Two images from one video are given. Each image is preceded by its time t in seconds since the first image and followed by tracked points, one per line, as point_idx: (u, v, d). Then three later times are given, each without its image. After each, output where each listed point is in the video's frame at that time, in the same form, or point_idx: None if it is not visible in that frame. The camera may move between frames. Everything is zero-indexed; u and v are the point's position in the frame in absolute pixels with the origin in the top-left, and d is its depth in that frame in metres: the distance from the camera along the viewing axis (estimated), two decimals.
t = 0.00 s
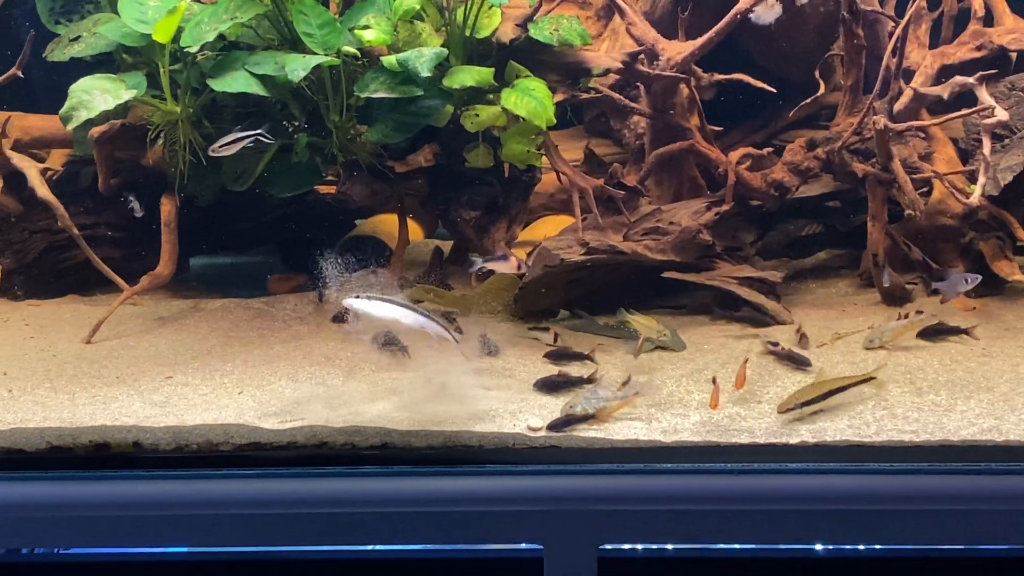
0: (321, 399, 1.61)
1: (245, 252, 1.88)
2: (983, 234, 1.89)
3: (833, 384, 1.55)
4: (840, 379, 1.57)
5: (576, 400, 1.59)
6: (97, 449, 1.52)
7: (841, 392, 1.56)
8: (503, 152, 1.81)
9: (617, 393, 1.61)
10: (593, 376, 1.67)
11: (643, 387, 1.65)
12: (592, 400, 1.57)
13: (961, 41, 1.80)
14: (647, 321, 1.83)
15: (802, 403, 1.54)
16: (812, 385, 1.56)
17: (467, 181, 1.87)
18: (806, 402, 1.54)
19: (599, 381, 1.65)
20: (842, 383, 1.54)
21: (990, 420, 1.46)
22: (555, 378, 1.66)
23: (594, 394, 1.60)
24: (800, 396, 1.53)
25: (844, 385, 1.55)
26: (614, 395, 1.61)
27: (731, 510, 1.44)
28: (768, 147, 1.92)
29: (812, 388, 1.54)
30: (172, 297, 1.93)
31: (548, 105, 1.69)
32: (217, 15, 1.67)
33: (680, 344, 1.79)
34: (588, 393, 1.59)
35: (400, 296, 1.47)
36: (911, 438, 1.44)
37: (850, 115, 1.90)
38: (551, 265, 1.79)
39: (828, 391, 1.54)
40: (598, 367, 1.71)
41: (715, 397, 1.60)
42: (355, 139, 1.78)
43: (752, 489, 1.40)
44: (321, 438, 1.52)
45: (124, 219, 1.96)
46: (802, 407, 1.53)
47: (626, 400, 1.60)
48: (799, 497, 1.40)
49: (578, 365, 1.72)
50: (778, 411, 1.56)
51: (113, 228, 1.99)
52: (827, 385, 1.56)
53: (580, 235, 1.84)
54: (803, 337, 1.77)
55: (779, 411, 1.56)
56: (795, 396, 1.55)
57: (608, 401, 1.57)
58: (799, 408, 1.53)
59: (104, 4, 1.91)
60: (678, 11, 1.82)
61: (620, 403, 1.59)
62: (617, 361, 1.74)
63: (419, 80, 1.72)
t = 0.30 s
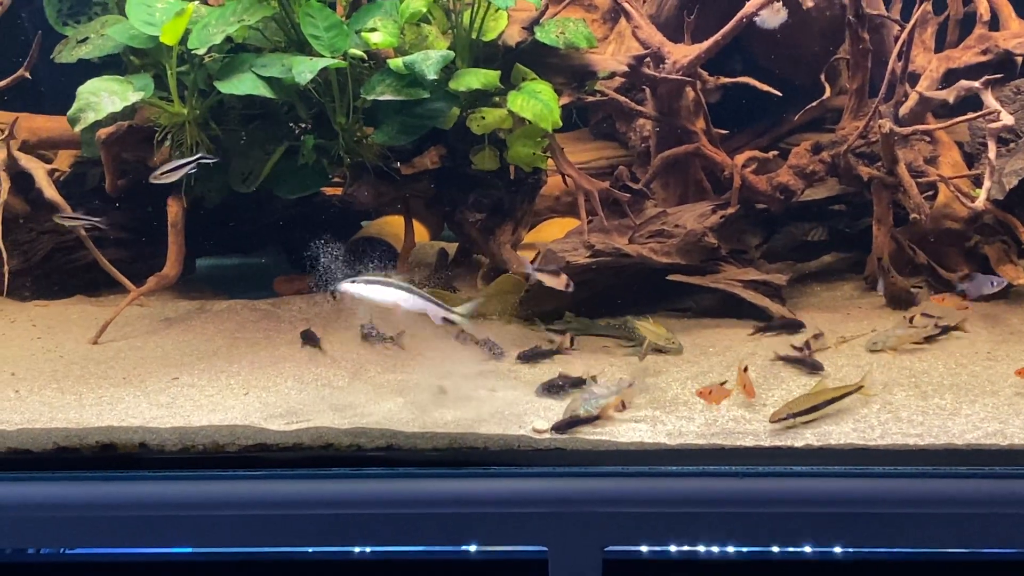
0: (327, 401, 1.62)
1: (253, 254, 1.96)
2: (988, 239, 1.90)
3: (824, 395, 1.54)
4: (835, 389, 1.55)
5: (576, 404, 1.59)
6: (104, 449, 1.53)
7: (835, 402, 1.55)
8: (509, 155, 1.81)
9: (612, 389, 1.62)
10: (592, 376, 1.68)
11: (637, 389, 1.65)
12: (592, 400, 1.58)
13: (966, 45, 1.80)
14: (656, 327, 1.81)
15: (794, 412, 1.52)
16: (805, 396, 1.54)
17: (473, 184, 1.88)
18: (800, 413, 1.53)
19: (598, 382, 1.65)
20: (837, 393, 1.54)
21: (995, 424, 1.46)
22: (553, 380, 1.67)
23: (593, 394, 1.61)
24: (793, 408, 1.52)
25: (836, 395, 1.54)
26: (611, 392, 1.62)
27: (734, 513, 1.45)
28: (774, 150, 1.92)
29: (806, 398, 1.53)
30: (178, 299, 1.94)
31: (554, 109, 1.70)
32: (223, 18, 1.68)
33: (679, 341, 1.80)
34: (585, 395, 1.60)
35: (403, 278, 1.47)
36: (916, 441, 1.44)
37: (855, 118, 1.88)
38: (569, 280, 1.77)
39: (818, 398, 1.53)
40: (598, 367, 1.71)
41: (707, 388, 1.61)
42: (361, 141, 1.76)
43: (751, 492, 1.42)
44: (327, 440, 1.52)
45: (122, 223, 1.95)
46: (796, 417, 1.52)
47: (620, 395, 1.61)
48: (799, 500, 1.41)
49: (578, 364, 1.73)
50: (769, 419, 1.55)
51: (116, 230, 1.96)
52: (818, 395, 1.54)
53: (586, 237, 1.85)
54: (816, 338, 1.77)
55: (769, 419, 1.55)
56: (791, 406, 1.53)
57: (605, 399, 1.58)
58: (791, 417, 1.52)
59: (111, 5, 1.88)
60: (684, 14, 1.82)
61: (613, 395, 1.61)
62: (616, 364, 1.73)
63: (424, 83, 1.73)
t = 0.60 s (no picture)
0: (329, 404, 1.62)
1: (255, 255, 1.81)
2: (990, 243, 1.86)
3: (824, 399, 1.54)
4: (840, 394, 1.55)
5: (578, 409, 1.59)
6: (106, 451, 1.55)
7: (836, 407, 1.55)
8: (512, 158, 1.82)
9: (613, 394, 1.62)
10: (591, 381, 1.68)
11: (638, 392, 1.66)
12: (595, 407, 1.58)
13: (969, 50, 1.79)
14: (667, 342, 1.79)
15: (795, 417, 1.52)
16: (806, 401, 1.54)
17: (476, 187, 1.88)
18: (800, 418, 1.52)
19: (598, 386, 1.65)
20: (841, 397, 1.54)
21: (997, 428, 1.47)
22: (551, 385, 1.67)
23: (594, 400, 1.61)
24: (794, 413, 1.52)
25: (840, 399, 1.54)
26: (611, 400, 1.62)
27: (735, 517, 1.45)
28: (777, 155, 1.88)
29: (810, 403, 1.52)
30: (182, 300, 1.91)
31: (558, 112, 1.70)
32: (227, 21, 1.69)
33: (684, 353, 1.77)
34: (587, 401, 1.60)
35: (344, 256, 1.52)
36: (917, 446, 1.45)
37: (857, 123, 1.86)
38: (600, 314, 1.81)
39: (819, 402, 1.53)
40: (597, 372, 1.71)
41: (699, 380, 1.62)
42: (365, 143, 1.79)
43: (752, 497, 1.43)
44: (329, 442, 1.53)
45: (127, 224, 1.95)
46: (796, 421, 1.52)
47: (619, 399, 1.62)
48: (799, 503, 1.42)
49: (579, 367, 1.73)
50: (770, 425, 1.55)
51: (121, 232, 1.96)
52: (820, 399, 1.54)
53: (588, 241, 1.85)
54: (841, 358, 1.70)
55: (770, 425, 1.55)
56: (790, 411, 1.53)
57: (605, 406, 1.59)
58: (792, 422, 1.52)
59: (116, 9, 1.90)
60: (685, 18, 1.78)
61: (612, 403, 1.61)
62: (615, 369, 1.73)
63: (428, 86, 1.73)
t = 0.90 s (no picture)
0: (334, 407, 1.62)
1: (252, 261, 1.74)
2: (995, 248, 1.85)
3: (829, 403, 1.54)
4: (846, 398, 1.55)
5: (579, 413, 1.58)
6: (111, 452, 1.55)
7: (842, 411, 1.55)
8: (518, 162, 1.83)
9: (616, 402, 1.62)
10: (593, 387, 1.67)
11: (627, 402, 1.63)
12: (596, 411, 1.58)
13: (974, 56, 1.79)
14: (680, 354, 1.77)
15: (796, 420, 1.53)
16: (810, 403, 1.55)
17: (480, 191, 1.87)
18: (800, 419, 1.53)
19: (599, 389, 1.66)
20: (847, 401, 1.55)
21: (1001, 434, 1.47)
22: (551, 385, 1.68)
23: (596, 405, 1.61)
24: (794, 414, 1.52)
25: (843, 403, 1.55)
26: (613, 406, 1.61)
27: (739, 520, 1.46)
28: (782, 159, 1.87)
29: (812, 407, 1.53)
30: (187, 303, 1.90)
31: (563, 116, 1.71)
32: (234, 25, 1.70)
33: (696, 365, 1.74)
34: (589, 404, 1.60)
35: (271, 247, 1.62)
36: (921, 451, 1.45)
37: (863, 127, 1.91)
38: (620, 347, 1.78)
39: (825, 407, 1.53)
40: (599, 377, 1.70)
41: (699, 379, 1.63)
42: (370, 147, 1.79)
43: (756, 501, 1.43)
44: (334, 445, 1.54)
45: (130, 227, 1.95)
46: (795, 421, 1.53)
47: (624, 407, 1.61)
48: (803, 508, 1.43)
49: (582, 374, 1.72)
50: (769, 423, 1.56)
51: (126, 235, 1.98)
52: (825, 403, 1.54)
53: (593, 245, 1.85)
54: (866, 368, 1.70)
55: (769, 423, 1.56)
56: (790, 412, 1.54)
57: (606, 413, 1.58)
58: (793, 424, 1.53)
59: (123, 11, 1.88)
60: (692, 23, 1.82)
61: (616, 410, 1.60)
62: (613, 375, 1.72)
63: (433, 90, 1.75)
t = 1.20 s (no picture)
0: (344, 411, 1.63)
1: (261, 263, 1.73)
2: (1006, 254, 1.85)
3: (822, 411, 1.55)
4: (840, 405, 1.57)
5: (586, 416, 1.59)
6: (122, 455, 1.56)
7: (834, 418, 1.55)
8: (529, 167, 1.83)
9: (624, 404, 1.63)
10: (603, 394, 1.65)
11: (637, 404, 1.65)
12: (604, 413, 1.59)
13: (984, 62, 1.79)
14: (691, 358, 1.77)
15: (783, 424, 1.53)
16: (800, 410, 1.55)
17: (491, 195, 1.85)
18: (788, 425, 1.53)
19: (608, 396, 1.64)
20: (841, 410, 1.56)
21: (1010, 440, 1.48)
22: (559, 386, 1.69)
23: (604, 408, 1.61)
24: (783, 421, 1.53)
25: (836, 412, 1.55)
26: (620, 410, 1.62)
27: (746, 526, 1.47)
28: (793, 164, 1.86)
29: (801, 415, 1.53)
30: (196, 306, 1.86)
31: (574, 122, 1.73)
32: (246, 30, 1.72)
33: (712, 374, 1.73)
34: (596, 408, 1.60)
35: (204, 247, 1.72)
36: (930, 457, 1.45)
37: (873, 133, 1.86)
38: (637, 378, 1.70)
39: (818, 415, 1.54)
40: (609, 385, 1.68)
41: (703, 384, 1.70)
42: (381, 151, 1.78)
43: (761, 506, 1.44)
44: (344, 447, 1.55)
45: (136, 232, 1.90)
46: (782, 427, 1.53)
47: (631, 410, 1.62)
48: (809, 513, 1.43)
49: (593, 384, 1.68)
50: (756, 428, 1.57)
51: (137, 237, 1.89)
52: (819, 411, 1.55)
53: (603, 250, 1.86)
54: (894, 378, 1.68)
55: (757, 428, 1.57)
56: (779, 417, 1.54)
57: (618, 414, 1.59)
58: (779, 429, 1.53)
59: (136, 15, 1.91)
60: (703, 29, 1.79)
61: (623, 413, 1.61)
62: (614, 378, 1.70)
63: (444, 95, 1.76)
